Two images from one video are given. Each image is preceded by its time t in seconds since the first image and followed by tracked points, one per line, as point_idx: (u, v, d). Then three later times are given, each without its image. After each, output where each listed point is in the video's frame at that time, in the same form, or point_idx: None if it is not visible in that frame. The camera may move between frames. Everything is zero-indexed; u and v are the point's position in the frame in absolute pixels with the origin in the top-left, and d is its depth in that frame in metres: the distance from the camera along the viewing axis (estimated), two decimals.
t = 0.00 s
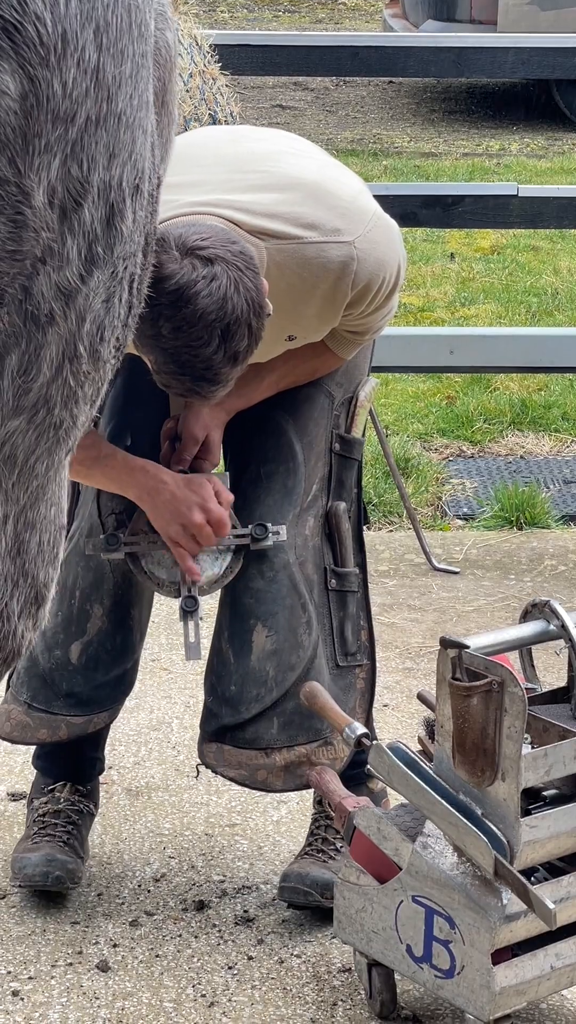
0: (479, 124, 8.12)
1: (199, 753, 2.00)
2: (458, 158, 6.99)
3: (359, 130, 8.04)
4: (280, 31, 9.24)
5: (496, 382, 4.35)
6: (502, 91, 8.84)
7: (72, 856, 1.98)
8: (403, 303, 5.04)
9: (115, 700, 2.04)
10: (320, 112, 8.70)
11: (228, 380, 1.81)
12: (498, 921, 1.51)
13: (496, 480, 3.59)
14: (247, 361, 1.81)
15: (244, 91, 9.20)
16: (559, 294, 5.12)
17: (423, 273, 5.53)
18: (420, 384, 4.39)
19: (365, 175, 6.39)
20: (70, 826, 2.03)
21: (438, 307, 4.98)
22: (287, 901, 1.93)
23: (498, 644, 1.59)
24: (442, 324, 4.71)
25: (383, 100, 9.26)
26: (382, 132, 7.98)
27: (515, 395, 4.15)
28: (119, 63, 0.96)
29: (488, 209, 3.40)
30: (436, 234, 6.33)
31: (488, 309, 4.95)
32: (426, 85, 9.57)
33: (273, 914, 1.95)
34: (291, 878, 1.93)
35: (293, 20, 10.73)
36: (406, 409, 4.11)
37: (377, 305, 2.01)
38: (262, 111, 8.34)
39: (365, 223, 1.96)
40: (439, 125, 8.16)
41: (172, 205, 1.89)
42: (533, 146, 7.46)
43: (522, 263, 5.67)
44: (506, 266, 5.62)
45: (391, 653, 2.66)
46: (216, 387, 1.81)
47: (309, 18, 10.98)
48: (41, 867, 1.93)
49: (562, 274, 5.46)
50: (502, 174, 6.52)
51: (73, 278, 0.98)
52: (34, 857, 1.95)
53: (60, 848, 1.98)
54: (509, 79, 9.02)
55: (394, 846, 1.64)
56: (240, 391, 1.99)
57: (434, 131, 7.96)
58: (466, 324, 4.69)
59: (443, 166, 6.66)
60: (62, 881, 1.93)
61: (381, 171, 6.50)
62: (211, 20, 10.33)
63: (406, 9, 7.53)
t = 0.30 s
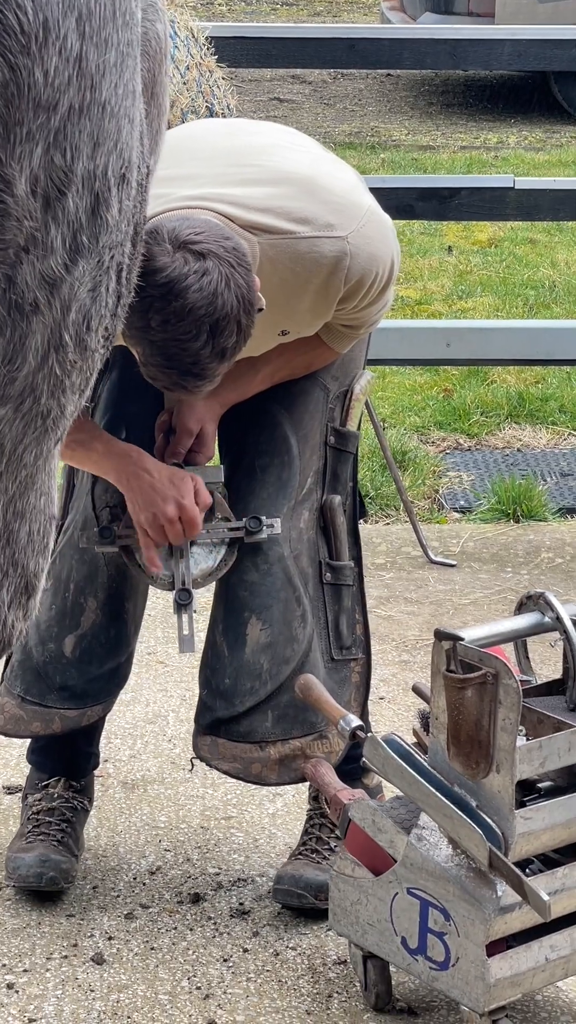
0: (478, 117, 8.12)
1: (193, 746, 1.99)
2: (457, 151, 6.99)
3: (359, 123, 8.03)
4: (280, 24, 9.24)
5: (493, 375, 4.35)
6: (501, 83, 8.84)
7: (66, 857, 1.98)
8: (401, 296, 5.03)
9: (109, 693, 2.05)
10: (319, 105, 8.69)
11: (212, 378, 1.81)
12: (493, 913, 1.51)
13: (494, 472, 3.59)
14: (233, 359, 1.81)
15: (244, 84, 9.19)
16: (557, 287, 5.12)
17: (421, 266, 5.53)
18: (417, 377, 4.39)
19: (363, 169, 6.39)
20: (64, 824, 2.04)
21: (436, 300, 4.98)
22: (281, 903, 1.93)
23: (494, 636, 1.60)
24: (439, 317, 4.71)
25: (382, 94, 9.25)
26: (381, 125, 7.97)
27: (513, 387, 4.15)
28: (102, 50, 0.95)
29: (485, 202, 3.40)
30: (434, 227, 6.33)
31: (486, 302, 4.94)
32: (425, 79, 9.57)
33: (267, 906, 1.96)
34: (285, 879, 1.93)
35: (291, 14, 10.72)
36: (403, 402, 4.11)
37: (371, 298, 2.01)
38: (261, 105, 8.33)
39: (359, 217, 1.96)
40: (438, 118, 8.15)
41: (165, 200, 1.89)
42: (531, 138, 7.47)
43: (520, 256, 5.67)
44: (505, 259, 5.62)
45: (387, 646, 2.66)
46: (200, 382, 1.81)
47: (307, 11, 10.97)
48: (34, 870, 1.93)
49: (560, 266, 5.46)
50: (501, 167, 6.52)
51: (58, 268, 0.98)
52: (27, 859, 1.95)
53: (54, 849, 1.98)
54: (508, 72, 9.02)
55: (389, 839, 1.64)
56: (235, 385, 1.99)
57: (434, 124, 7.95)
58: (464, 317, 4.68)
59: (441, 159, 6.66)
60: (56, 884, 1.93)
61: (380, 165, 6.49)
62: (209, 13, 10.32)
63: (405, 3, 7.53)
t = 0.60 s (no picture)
0: (478, 109, 8.11)
1: (199, 738, 2.00)
2: (457, 143, 6.98)
3: (358, 115, 8.02)
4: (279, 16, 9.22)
5: (494, 368, 4.35)
6: (501, 75, 8.82)
7: (71, 846, 1.98)
8: (401, 288, 5.03)
9: (113, 685, 2.05)
10: (318, 97, 8.67)
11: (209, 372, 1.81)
12: (497, 903, 1.51)
13: (495, 464, 3.60)
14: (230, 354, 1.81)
15: (243, 76, 9.17)
16: (557, 279, 5.11)
17: (421, 258, 5.53)
18: (418, 369, 4.38)
19: (362, 160, 6.39)
20: (69, 814, 2.04)
21: (437, 292, 4.98)
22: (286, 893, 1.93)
23: (497, 627, 1.60)
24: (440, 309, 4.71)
25: (381, 86, 9.24)
26: (381, 117, 7.96)
27: (513, 379, 4.15)
28: (112, 46, 0.94)
29: (485, 194, 3.40)
30: (433, 219, 6.32)
31: (486, 293, 4.94)
32: (424, 71, 9.55)
33: (272, 898, 1.96)
34: (290, 869, 1.93)
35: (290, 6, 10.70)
36: (404, 394, 4.11)
37: (373, 292, 2.01)
38: (260, 97, 8.31)
39: (361, 211, 1.96)
40: (438, 110, 8.14)
41: (168, 195, 1.89)
42: (531, 130, 7.47)
43: (520, 248, 5.67)
44: (505, 251, 5.62)
45: (390, 638, 2.66)
46: (198, 375, 1.81)
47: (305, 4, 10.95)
48: (40, 856, 1.94)
49: (560, 258, 5.45)
50: (501, 159, 6.51)
51: (68, 262, 0.98)
52: (33, 848, 1.95)
53: (59, 837, 1.99)
54: (508, 64, 9.03)
55: (393, 830, 1.64)
56: (238, 376, 1.99)
57: (434, 116, 7.95)
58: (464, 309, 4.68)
59: (442, 151, 6.65)
60: (62, 870, 1.94)
61: (379, 157, 6.48)
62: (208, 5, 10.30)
63: None
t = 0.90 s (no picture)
0: (481, 99, 8.10)
1: (204, 724, 2.00)
2: (460, 132, 6.98)
3: (361, 105, 8.02)
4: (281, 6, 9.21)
5: (498, 356, 4.35)
6: (505, 64, 8.81)
7: (77, 832, 1.98)
8: (405, 277, 5.03)
9: (119, 673, 2.05)
10: (321, 87, 8.67)
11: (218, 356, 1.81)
12: (503, 889, 1.51)
13: (499, 452, 3.60)
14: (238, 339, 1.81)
15: (246, 66, 9.17)
16: (561, 268, 5.11)
17: (424, 247, 5.53)
18: (422, 358, 4.39)
19: (366, 149, 6.39)
20: (75, 802, 2.04)
21: (441, 281, 4.98)
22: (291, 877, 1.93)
23: (503, 613, 1.60)
24: (443, 298, 4.71)
25: (384, 76, 9.23)
26: (384, 107, 7.95)
27: (517, 368, 4.15)
28: (124, 31, 0.95)
29: (489, 182, 3.40)
30: (436, 208, 6.33)
31: (490, 282, 4.94)
32: (428, 60, 9.55)
33: (278, 884, 1.96)
34: (294, 853, 1.93)
35: None
36: (408, 383, 4.11)
37: (379, 276, 2.01)
38: (263, 87, 8.31)
39: (367, 195, 1.96)
40: (441, 99, 8.13)
41: (174, 180, 1.89)
42: (535, 119, 7.46)
43: (524, 237, 5.67)
44: (509, 240, 5.62)
45: (395, 626, 2.66)
46: (207, 360, 1.81)
47: None
48: (46, 842, 1.94)
49: (564, 247, 5.45)
50: (504, 148, 6.50)
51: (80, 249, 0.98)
52: (38, 834, 1.95)
53: (65, 823, 1.99)
54: (511, 53, 9.01)
55: (399, 817, 1.64)
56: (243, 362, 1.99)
57: (437, 105, 7.94)
58: (468, 298, 4.68)
59: (445, 141, 6.65)
60: (67, 855, 1.94)
61: (383, 146, 6.48)
62: None
63: None
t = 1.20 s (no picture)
0: (484, 88, 8.09)
1: (206, 714, 2.01)
2: (463, 121, 6.97)
3: (364, 94, 8.00)
4: None
5: (501, 345, 4.35)
6: (507, 53, 8.79)
7: (79, 832, 1.99)
8: (407, 267, 5.03)
9: (121, 664, 2.05)
10: (324, 77, 8.66)
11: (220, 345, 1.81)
12: (505, 877, 1.51)
13: (502, 442, 3.59)
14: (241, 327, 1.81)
15: (248, 57, 9.16)
16: (564, 257, 5.10)
17: (427, 237, 5.52)
18: (425, 348, 4.38)
19: (369, 139, 6.38)
20: (77, 798, 2.05)
21: (443, 271, 4.98)
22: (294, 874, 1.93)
23: (505, 602, 1.60)
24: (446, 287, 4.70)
25: (386, 65, 9.22)
26: (387, 96, 7.94)
27: (520, 358, 4.14)
28: (129, 20, 0.95)
29: (491, 171, 3.39)
30: (439, 197, 6.31)
31: (492, 271, 4.93)
32: (430, 49, 9.53)
33: (280, 873, 1.96)
34: (297, 851, 1.93)
35: None
36: (411, 373, 4.11)
37: (379, 266, 2.00)
38: (265, 77, 8.30)
39: (369, 185, 1.95)
40: (443, 89, 8.12)
41: (177, 168, 1.88)
42: (538, 107, 7.44)
43: (526, 226, 5.66)
44: (512, 229, 5.61)
45: (397, 615, 2.67)
46: (209, 348, 1.81)
47: None
48: (47, 847, 1.94)
49: (567, 236, 5.44)
50: (507, 137, 6.49)
51: (85, 239, 0.98)
52: (40, 835, 1.95)
53: (66, 823, 1.99)
54: (513, 42, 9.00)
55: (401, 805, 1.64)
56: (244, 351, 1.99)
57: (439, 94, 7.93)
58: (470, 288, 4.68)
59: (447, 130, 6.64)
60: (69, 859, 1.94)
61: (385, 136, 6.47)
62: None
63: None
